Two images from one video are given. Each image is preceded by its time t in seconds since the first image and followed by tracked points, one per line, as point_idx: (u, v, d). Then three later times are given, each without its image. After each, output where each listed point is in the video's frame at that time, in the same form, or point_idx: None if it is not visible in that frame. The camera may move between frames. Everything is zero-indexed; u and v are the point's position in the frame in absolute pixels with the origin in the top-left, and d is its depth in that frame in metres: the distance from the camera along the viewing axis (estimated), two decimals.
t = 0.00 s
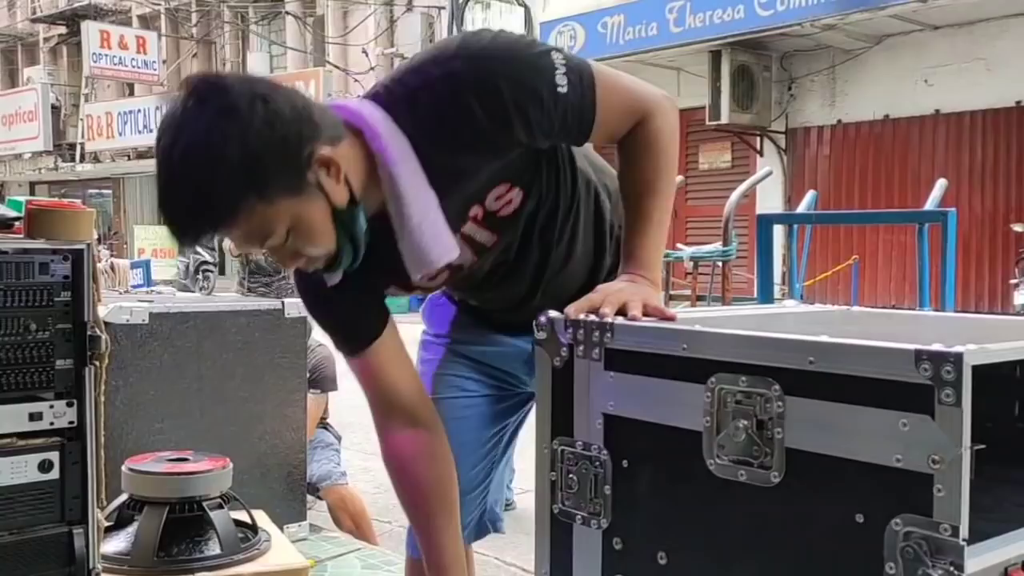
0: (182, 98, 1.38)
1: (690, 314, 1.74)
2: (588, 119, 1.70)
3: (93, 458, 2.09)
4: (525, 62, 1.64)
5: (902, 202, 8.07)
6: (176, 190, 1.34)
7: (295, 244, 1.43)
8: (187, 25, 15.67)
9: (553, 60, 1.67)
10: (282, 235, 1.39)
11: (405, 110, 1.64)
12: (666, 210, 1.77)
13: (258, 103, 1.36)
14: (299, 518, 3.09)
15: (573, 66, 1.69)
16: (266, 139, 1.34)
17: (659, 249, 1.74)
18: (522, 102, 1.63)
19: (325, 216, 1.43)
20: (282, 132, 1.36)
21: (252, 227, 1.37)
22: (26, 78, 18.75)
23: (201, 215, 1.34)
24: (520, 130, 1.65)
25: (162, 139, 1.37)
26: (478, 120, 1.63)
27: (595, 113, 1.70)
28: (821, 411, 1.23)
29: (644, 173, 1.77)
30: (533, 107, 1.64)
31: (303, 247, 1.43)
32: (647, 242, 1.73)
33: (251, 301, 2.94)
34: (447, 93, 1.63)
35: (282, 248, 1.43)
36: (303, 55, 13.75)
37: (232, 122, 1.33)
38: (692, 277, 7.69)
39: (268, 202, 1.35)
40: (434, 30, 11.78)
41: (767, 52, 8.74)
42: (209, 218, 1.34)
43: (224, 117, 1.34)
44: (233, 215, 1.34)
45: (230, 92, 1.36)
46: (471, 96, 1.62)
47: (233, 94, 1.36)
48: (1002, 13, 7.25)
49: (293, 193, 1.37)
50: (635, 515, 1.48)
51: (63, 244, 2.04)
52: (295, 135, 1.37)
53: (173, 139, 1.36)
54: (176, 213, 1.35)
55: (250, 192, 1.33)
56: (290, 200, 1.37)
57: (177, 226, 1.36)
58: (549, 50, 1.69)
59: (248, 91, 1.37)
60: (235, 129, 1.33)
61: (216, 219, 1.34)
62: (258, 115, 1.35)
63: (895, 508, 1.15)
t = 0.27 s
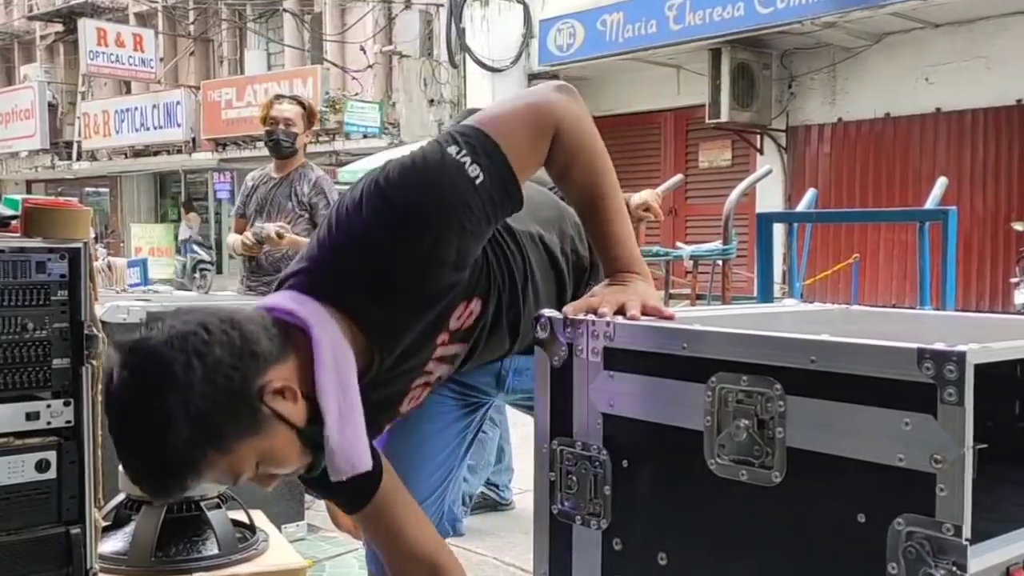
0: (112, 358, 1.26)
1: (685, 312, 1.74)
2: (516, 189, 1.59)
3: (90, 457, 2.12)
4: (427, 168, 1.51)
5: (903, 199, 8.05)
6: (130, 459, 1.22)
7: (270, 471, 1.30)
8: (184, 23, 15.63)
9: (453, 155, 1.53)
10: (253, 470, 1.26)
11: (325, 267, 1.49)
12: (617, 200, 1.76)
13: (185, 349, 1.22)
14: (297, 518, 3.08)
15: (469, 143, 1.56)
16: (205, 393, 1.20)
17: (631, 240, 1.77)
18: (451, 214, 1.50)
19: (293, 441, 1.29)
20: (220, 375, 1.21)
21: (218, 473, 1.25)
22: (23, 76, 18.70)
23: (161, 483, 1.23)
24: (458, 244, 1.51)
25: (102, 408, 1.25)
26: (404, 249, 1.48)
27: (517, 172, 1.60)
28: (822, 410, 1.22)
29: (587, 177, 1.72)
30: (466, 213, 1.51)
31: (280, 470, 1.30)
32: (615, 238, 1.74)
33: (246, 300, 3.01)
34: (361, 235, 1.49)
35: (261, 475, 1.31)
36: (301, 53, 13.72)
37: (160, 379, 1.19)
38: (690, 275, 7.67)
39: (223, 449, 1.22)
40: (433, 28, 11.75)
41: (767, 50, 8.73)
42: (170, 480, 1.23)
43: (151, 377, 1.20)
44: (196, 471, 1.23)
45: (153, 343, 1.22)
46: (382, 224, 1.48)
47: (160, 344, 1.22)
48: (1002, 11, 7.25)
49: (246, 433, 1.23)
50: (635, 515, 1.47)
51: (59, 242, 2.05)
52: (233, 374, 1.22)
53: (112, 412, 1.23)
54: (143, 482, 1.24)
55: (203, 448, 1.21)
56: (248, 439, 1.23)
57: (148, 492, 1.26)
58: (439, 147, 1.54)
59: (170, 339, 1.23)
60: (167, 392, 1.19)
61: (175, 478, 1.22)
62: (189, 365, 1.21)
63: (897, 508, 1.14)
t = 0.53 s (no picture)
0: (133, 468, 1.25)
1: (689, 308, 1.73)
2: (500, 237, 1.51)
3: (100, 452, 2.14)
4: (404, 246, 1.42)
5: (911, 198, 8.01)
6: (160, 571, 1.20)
7: (296, 560, 1.27)
8: (192, 20, 15.66)
9: (426, 228, 1.43)
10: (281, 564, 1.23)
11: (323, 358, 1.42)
12: (596, 201, 1.67)
13: (199, 454, 1.19)
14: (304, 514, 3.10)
15: (440, 207, 1.46)
16: (220, 499, 1.17)
17: (625, 235, 1.70)
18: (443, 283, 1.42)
19: (317, 531, 1.24)
20: (235, 475, 1.18)
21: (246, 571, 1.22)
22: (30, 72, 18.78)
23: None
24: (455, 308, 1.43)
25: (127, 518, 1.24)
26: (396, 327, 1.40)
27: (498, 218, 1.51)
28: (830, 405, 1.23)
29: (560, 190, 1.63)
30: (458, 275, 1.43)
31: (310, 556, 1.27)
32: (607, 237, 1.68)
33: (256, 296, 3.05)
34: (351, 321, 1.42)
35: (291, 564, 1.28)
36: (308, 49, 13.75)
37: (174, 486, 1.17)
38: (696, 272, 7.68)
39: (245, 548, 1.19)
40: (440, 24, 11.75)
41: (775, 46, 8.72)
42: None
43: (167, 485, 1.18)
44: None
45: (165, 455, 1.20)
46: (372, 305, 1.41)
47: (174, 449, 1.21)
48: (1012, 7, 7.23)
49: (267, 531, 1.20)
50: (644, 510, 1.48)
51: (70, 238, 2.08)
52: (245, 475, 1.19)
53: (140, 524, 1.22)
54: None
55: (224, 553, 1.18)
56: (267, 534, 1.20)
57: None
58: (410, 224, 1.44)
59: (187, 442, 1.21)
60: (182, 499, 1.16)
61: None
62: (202, 465, 1.18)
63: (905, 503, 1.15)
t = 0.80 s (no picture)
0: (168, 456, 1.24)
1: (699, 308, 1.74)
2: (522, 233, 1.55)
3: (109, 451, 2.14)
4: (431, 243, 1.45)
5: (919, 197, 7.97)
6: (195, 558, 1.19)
7: (329, 552, 1.27)
8: (200, 19, 15.70)
9: (451, 225, 1.46)
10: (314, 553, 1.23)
11: (349, 355, 1.45)
12: (606, 201, 1.69)
13: (238, 439, 1.20)
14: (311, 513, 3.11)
15: (464, 205, 1.49)
16: (261, 482, 1.17)
17: (631, 235, 1.72)
18: (469, 278, 1.45)
19: (353, 521, 1.24)
20: (276, 460, 1.19)
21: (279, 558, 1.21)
22: (40, 72, 18.85)
23: None
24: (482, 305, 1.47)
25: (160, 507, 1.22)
26: (423, 323, 1.44)
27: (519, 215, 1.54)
28: (836, 405, 1.22)
29: (574, 189, 1.65)
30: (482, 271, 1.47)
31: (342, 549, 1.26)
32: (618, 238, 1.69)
33: (264, 295, 3.05)
34: (378, 318, 1.46)
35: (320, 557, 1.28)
36: (315, 48, 13.77)
37: (215, 467, 1.17)
38: (704, 271, 7.68)
39: (282, 534, 1.19)
40: (447, 23, 11.75)
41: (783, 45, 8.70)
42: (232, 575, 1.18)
43: (207, 468, 1.17)
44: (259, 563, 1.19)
45: (206, 438, 1.19)
46: (400, 302, 1.44)
47: (215, 432, 1.21)
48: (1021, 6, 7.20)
49: (306, 517, 1.20)
50: (650, 509, 1.48)
51: (80, 238, 2.07)
52: (285, 460, 1.19)
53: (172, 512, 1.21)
54: None
55: (262, 539, 1.17)
56: (307, 524, 1.20)
57: None
58: (434, 221, 1.47)
59: (226, 427, 1.22)
60: (223, 482, 1.16)
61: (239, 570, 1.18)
62: (243, 448, 1.19)
63: (912, 503, 1.14)
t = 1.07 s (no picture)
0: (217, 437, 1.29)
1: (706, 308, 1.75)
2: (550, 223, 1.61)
3: (119, 452, 2.14)
4: (470, 229, 1.51)
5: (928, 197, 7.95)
6: (246, 534, 1.22)
7: (375, 538, 1.30)
8: (210, 22, 15.75)
9: (486, 213, 1.53)
10: (363, 535, 1.26)
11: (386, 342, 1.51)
12: (624, 199, 1.75)
13: (289, 415, 1.26)
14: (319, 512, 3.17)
15: (497, 193, 1.56)
16: (313, 455, 1.22)
17: (645, 236, 1.77)
18: (504, 264, 1.51)
19: (398, 503, 1.29)
20: (328, 435, 1.25)
21: (330, 539, 1.25)
22: (51, 75, 18.95)
23: (275, 554, 1.22)
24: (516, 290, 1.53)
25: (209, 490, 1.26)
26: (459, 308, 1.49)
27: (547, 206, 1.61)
28: (843, 406, 1.22)
29: (594, 186, 1.71)
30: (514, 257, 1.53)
31: (387, 533, 1.30)
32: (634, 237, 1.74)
33: (274, 296, 3.07)
34: (415, 304, 1.51)
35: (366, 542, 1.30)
36: (324, 50, 13.80)
37: (268, 443, 1.22)
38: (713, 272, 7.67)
39: (334, 512, 1.22)
40: (455, 25, 11.74)
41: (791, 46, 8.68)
42: (285, 551, 1.22)
43: (260, 443, 1.22)
44: (311, 540, 1.22)
45: (258, 414, 1.26)
46: (435, 288, 1.50)
47: (263, 411, 1.27)
48: None
49: (356, 495, 1.24)
50: (657, 510, 1.48)
51: (90, 239, 2.09)
52: (335, 436, 1.25)
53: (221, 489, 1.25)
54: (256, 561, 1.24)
55: (315, 513, 1.21)
56: (358, 501, 1.24)
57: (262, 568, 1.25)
58: (472, 209, 1.53)
59: (275, 407, 1.28)
60: (277, 455, 1.21)
61: (291, 546, 1.22)
62: (294, 424, 1.24)
63: (920, 503, 1.14)
